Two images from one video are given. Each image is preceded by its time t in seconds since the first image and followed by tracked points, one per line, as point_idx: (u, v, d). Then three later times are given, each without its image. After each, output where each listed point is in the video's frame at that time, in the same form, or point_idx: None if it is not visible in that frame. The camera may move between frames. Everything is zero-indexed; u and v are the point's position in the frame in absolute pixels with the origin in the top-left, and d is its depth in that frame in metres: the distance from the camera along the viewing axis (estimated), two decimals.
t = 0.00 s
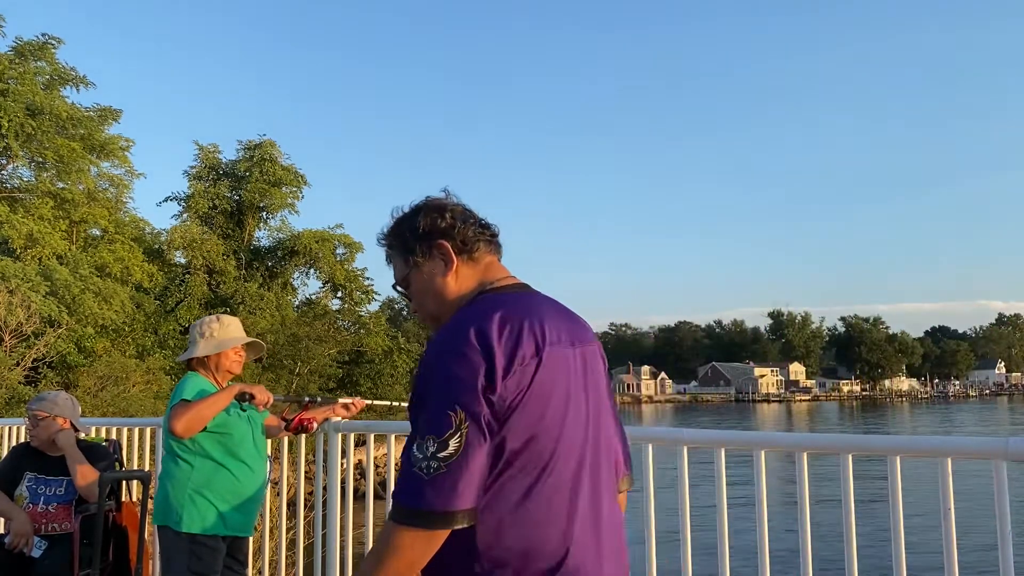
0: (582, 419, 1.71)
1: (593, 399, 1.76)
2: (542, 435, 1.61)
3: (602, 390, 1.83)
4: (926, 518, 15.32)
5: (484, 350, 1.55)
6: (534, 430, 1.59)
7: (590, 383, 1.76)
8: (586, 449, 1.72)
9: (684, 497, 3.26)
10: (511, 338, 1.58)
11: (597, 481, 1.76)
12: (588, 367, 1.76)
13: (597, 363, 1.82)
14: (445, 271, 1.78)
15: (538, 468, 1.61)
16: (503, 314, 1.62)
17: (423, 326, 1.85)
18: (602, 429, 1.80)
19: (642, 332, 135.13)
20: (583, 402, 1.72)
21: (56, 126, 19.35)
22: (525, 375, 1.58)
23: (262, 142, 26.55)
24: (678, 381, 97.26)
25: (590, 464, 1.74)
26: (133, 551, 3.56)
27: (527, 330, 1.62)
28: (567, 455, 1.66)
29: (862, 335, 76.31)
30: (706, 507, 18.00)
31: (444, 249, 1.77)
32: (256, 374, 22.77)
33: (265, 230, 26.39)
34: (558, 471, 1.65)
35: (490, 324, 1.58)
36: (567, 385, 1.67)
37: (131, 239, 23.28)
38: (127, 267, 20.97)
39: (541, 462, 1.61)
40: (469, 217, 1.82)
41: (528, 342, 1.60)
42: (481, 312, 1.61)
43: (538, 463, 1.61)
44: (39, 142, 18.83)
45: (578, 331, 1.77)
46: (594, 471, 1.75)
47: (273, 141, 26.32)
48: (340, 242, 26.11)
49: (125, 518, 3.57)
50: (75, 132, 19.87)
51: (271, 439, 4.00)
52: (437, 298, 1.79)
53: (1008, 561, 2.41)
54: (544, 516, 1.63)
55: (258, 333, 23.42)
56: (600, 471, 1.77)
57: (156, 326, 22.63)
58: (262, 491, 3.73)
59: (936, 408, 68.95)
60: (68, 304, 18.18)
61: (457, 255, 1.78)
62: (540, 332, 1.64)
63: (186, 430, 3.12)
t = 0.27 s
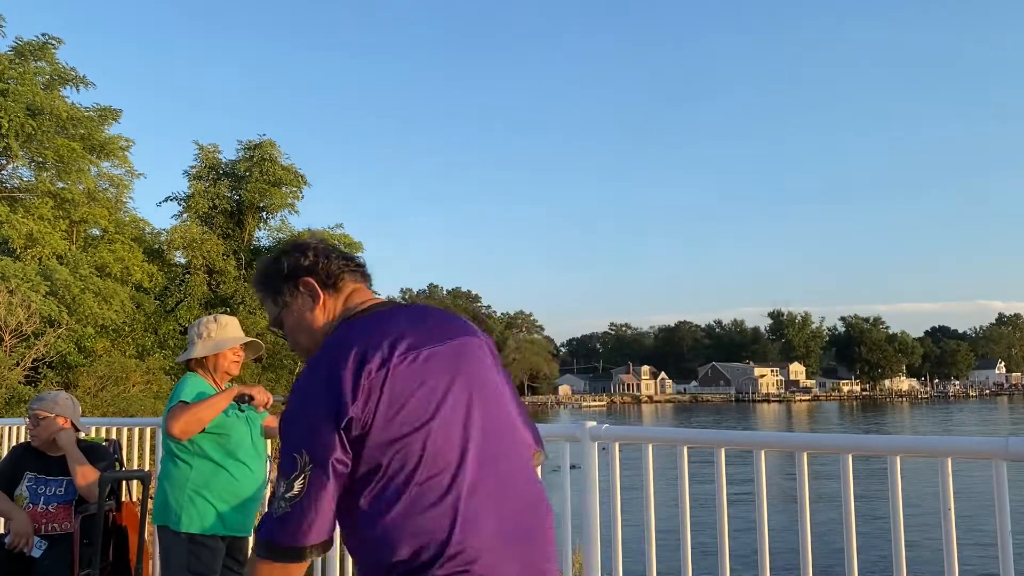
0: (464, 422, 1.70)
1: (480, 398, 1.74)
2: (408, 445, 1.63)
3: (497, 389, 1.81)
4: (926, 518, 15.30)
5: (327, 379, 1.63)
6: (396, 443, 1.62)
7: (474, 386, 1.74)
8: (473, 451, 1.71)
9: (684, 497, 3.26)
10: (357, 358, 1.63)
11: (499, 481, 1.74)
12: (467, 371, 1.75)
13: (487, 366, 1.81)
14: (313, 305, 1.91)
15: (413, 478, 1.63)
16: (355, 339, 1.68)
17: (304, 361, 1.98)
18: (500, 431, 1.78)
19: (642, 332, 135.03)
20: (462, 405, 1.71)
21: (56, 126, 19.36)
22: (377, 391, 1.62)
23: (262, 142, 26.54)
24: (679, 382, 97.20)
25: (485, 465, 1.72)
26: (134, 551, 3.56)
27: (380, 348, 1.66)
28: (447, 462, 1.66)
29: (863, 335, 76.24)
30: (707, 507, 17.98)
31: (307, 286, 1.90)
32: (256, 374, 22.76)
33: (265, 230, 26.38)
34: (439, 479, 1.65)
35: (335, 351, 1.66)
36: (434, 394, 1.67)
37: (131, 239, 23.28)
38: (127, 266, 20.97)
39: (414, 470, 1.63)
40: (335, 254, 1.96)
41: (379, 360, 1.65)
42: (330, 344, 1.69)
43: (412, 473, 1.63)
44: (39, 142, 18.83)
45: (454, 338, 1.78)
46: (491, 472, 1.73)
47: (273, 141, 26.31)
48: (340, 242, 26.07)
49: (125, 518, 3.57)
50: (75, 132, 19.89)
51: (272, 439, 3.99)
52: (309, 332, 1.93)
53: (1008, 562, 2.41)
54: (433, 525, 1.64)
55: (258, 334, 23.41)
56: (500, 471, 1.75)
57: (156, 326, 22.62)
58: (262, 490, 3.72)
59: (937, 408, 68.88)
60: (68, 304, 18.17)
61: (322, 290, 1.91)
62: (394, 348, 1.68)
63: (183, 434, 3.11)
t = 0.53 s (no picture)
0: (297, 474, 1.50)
1: (311, 441, 1.54)
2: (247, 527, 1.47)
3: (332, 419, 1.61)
4: (926, 518, 15.30)
5: (152, 515, 1.51)
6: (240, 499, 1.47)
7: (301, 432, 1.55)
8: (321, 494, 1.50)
9: (684, 497, 3.26)
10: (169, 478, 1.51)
11: (377, 486, 1.57)
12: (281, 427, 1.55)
13: (306, 404, 1.61)
14: (152, 422, 1.91)
15: (266, 552, 1.46)
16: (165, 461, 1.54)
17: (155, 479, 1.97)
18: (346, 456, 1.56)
19: (642, 332, 135.01)
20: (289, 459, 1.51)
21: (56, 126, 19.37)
22: (192, 496, 1.47)
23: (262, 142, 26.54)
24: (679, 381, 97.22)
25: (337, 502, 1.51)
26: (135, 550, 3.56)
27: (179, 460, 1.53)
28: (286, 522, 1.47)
29: (863, 335, 76.26)
30: (707, 508, 17.97)
31: (142, 409, 1.89)
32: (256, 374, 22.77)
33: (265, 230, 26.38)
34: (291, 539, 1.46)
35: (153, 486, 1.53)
36: (261, 431, 1.53)
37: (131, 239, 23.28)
38: (127, 267, 20.98)
39: (264, 542, 1.46)
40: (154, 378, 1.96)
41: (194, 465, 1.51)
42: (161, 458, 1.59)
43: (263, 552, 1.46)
44: (39, 143, 18.84)
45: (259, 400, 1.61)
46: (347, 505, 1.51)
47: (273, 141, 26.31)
48: (340, 242, 26.07)
49: (125, 518, 3.57)
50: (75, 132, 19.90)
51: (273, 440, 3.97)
52: (152, 449, 1.92)
53: (1007, 562, 2.41)
54: None
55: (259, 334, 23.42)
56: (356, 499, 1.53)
57: (157, 326, 22.63)
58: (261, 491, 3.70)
59: (937, 408, 68.89)
60: (68, 304, 18.18)
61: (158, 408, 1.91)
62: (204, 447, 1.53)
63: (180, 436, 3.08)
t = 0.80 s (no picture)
0: (183, 509, 1.41)
1: (193, 474, 1.46)
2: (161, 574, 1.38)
3: (209, 448, 1.53)
4: (926, 518, 15.31)
5: None
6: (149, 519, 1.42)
7: (182, 471, 1.47)
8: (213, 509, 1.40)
9: (684, 497, 3.26)
10: None
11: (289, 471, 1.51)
12: (159, 477, 1.47)
13: (181, 449, 1.54)
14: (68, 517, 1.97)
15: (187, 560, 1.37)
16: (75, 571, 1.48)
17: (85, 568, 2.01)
18: (229, 470, 1.47)
19: (642, 333, 135.05)
20: (171, 498, 1.42)
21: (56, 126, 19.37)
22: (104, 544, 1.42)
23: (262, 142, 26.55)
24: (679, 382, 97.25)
25: (231, 509, 1.40)
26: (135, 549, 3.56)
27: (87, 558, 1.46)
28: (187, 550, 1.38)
29: (863, 335, 76.28)
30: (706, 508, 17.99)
31: (60, 506, 1.96)
32: (256, 374, 22.79)
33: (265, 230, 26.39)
34: (205, 558, 1.36)
35: None
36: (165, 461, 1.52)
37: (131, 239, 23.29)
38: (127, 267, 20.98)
39: (180, 550, 1.38)
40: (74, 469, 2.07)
41: (98, 546, 1.44)
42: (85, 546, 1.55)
43: None
44: (39, 143, 18.84)
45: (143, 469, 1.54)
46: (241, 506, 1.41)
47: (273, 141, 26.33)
48: (340, 242, 26.08)
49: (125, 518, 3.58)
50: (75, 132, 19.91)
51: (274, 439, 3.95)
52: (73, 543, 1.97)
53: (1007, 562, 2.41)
54: None
55: (259, 334, 23.41)
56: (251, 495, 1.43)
57: (157, 326, 22.63)
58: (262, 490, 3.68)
59: (937, 408, 68.91)
60: (68, 304, 18.19)
61: (73, 502, 1.96)
62: (104, 528, 1.46)
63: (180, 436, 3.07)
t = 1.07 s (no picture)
0: (173, 490, 1.58)
1: (177, 459, 1.63)
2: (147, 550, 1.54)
3: (199, 435, 1.70)
4: (925, 518, 15.32)
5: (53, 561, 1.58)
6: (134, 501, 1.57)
7: (165, 456, 1.63)
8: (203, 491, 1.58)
9: (683, 497, 3.26)
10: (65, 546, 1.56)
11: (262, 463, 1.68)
12: (149, 457, 1.63)
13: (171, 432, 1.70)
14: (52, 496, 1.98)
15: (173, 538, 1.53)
16: (57, 542, 1.61)
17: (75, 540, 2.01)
18: (219, 457, 1.65)
19: (642, 333, 135.01)
20: (162, 478, 1.59)
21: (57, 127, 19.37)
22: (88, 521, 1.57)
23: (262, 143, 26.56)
24: (679, 382, 97.23)
25: (219, 495, 1.58)
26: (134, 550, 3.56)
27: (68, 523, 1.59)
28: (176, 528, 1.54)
29: (863, 335, 76.25)
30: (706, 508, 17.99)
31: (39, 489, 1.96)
32: (256, 374, 22.77)
33: (265, 230, 26.38)
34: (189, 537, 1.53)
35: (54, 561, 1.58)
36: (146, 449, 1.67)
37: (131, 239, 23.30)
38: (127, 267, 20.97)
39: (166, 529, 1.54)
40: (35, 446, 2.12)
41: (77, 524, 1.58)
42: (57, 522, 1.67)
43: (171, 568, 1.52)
44: (39, 143, 18.84)
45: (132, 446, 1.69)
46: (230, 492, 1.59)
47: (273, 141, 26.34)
48: (340, 242, 26.06)
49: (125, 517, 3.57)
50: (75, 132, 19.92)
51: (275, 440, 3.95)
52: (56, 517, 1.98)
53: (1007, 562, 2.41)
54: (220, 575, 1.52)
55: (259, 333, 23.41)
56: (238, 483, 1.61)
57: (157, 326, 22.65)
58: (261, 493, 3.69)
59: (937, 408, 68.87)
60: (68, 304, 18.19)
61: (52, 485, 1.97)
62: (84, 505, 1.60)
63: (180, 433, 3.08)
